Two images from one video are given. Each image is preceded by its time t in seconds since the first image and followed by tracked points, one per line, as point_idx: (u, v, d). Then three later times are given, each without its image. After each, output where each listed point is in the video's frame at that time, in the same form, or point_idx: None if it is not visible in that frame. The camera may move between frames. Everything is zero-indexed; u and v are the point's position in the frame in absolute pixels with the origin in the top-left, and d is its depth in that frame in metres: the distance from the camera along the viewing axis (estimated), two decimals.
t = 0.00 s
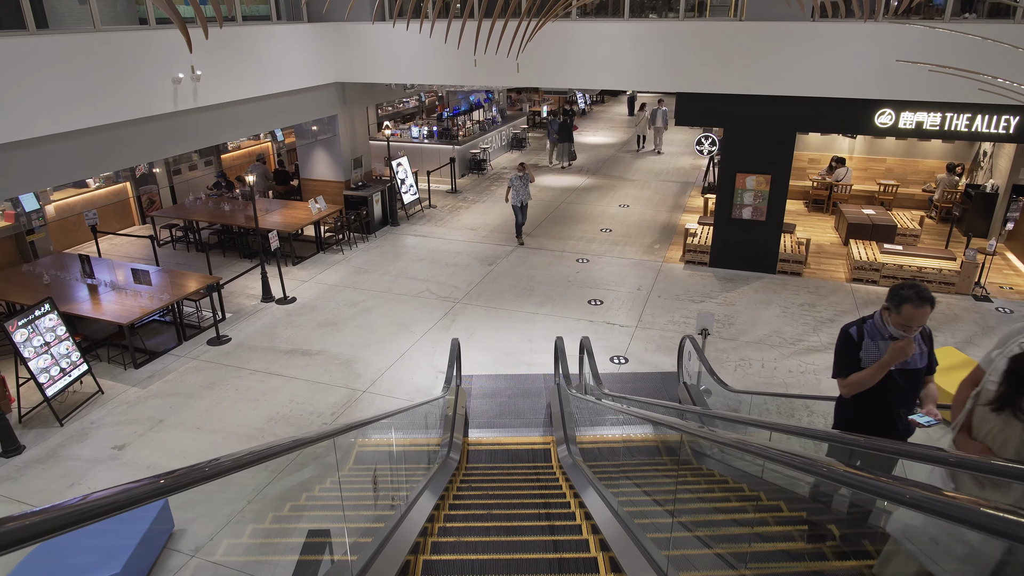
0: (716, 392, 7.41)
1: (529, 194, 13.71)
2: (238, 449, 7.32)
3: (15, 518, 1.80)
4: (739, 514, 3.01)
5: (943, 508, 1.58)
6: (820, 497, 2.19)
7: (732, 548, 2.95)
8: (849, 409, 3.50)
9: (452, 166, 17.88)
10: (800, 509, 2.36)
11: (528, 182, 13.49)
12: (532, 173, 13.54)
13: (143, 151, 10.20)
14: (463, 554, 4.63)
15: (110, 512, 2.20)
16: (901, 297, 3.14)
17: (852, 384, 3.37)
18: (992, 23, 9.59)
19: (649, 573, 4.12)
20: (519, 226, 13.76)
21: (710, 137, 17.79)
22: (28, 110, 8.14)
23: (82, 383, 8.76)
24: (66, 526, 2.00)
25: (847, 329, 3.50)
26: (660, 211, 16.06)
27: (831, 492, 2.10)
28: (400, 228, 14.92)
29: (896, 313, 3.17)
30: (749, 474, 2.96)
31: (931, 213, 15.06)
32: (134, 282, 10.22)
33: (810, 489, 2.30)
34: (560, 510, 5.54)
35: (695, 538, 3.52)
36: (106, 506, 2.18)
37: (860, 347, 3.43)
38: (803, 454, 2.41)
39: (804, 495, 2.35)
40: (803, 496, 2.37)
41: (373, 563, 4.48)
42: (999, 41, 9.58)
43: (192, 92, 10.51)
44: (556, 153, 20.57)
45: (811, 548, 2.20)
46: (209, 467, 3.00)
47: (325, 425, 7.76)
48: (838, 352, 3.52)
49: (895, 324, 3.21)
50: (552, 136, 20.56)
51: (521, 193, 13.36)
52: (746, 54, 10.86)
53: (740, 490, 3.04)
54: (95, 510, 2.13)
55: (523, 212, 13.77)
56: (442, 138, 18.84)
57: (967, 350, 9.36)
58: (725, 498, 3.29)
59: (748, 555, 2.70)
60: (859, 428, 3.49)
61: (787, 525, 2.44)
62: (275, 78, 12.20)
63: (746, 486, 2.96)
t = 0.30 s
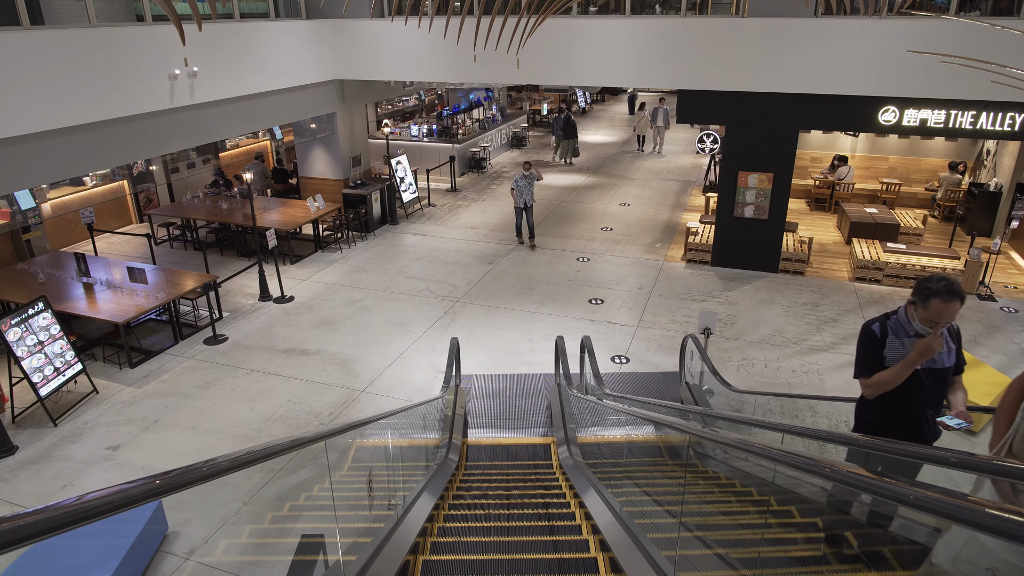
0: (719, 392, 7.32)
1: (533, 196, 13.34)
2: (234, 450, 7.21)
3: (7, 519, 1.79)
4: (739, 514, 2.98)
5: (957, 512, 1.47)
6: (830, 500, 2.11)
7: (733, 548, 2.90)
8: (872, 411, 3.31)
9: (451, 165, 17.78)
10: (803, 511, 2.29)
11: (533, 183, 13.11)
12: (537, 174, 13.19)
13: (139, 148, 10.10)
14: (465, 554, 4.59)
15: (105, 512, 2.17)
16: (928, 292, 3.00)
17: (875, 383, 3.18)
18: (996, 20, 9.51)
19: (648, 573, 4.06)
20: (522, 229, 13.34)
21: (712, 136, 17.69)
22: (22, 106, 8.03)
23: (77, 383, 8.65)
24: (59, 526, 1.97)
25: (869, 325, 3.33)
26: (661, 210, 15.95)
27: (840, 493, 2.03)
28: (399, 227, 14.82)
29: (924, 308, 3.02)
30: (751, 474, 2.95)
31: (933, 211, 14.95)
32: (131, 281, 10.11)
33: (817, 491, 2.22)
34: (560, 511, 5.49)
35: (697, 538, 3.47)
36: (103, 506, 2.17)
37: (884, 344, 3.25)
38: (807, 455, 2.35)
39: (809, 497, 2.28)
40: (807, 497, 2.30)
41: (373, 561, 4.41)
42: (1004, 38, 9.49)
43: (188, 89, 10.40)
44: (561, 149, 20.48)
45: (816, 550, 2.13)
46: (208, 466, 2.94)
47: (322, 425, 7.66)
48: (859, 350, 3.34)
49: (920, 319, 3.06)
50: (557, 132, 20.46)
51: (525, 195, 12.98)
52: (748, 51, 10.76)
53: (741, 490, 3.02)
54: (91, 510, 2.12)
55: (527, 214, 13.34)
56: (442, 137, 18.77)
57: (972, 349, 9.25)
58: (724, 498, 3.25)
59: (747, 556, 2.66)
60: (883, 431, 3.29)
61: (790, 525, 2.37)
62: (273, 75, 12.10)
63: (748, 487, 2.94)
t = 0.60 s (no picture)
0: (721, 392, 7.24)
1: (541, 202, 12.88)
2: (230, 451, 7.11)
3: None
4: (737, 513, 2.98)
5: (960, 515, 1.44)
6: (831, 500, 2.10)
7: (731, 547, 2.90)
8: (895, 415, 3.00)
9: (451, 163, 17.68)
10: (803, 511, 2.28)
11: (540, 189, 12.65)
12: (544, 179, 12.75)
13: (135, 146, 9.99)
14: (466, 554, 4.55)
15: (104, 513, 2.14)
16: (961, 282, 2.68)
17: (902, 384, 2.85)
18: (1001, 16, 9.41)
19: (648, 573, 3.98)
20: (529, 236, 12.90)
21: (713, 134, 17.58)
22: (16, 102, 7.91)
23: (71, 382, 8.55)
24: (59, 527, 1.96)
25: (893, 322, 2.99)
26: (662, 209, 15.83)
27: (841, 493, 2.02)
28: (398, 226, 14.72)
29: (956, 301, 2.72)
30: (749, 474, 2.95)
31: (936, 210, 14.84)
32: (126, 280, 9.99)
33: (817, 491, 2.22)
34: (560, 510, 5.44)
35: (696, 538, 3.47)
36: (97, 508, 2.12)
37: (909, 342, 2.93)
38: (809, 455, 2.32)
39: (809, 497, 2.27)
40: (806, 498, 2.30)
41: (373, 561, 4.35)
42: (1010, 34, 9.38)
43: (185, 86, 10.29)
44: (567, 146, 20.64)
45: (817, 550, 2.13)
46: (204, 467, 2.88)
47: (320, 426, 7.56)
48: (882, 349, 3.02)
49: (953, 313, 2.75)
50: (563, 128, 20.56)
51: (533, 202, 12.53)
52: (751, 47, 10.66)
53: (739, 490, 3.02)
54: (92, 509, 2.10)
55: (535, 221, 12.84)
56: (442, 135, 18.68)
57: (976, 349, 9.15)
58: (722, 498, 3.24)
59: (745, 554, 2.67)
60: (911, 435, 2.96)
61: (791, 525, 2.37)
62: (271, 73, 11.99)
63: (746, 487, 2.94)
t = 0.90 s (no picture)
0: (725, 392, 7.15)
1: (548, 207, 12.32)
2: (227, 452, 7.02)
3: None
4: (739, 514, 2.99)
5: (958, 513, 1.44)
6: (834, 501, 2.11)
7: (733, 549, 2.89)
8: (925, 419, 2.86)
9: (451, 162, 17.59)
10: (806, 512, 2.29)
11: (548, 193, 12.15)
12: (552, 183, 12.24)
13: (132, 144, 9.90)
14: (466, 554, 4.49)
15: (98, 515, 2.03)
16: (999, 273, 2.52)
17: (934, 387, 2.69)
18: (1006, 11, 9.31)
19: (649, 574, 3.92)
20: (535, 243, 12.38)
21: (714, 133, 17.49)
22: (9, 98, 7.81)
23: (66, 382, 8.45)
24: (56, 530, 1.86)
25: (921, 319, 2.82)
26: (663, 208, 15.73)
27: (843, 496, 2.03)
28: (398, 225, 14.62)
29: (994, 293, 2.56)
30: (753, 476, 2.96)
31: (940, 209, 14.73)
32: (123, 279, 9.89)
33: (821, 492, 2.22)
34: (561, 511, 5.36)
35: (698, 538, 3.46)
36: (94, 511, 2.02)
37: (942, 341, 2.76)
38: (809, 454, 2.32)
39: (813, 498, 2.28)
40: (810, 499, 2.30)
41: (372, 561, 4.30)
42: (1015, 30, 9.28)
43: (182, 83, 10.19)
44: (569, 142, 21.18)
45: (818, 551, 2.14)
46: (202, 468, 2.82)
47: (318, 427, 7.46)
48: (911, 347, 2.85)
49: (992, 306, 2.59)
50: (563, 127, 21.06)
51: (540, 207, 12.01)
52: (753, 44, 10.56)
53: (740, 490, 3.04)
54: (89, 511, 2.01)
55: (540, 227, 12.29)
56: (441, 134, 18.60)
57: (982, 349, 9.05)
58: (723, 498, 3.24)
59: (749, 557, 2.68)
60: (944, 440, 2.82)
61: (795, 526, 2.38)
62: (269, 69, 11.89)
63: (750, 488, 2.95)
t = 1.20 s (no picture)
0: (728, 392, 7.05)
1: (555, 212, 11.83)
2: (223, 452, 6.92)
3: None
4: (743, 516, 2.94)
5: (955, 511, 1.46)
6: (835, 501, 2.13)
7: (734, 548, 2.87)
8: (958, 422, 2.77)
9: (451, 161, 17.49)
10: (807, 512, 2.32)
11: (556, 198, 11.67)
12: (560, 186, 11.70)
13: (129, 141, 9.80)
14: (466, 554, 4.42)
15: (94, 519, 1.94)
16: None
17: (972, 387, 2.60)
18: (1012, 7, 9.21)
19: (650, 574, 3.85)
20: (541, 249, 11.91)
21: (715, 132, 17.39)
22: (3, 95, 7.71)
23: (61, 383, 8.36)
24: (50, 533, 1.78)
25: (957, 314, 2.74)
26: (664, 207, 15.64)
27: (844, 496, 2.08)
28: (397, 224, 14.52)
29: None
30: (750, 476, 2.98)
31: (943, 209, 14.63)
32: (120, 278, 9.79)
33: (820, 492, 2.25)
34: (561, 511, 5.28)
35: (699, 539, 3.43)
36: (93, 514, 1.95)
37: (979, 337, 2.67)
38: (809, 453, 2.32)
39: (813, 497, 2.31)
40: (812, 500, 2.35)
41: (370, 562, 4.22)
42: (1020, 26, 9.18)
43: (178, 80, 10.09)
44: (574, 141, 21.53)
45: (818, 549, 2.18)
46: (201, 469, 2.75)
47: (316, 427, 7.37)
48: (944, 344, 2.77)
49: None
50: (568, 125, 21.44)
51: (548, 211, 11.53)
52: (756, 41, 10.47)
53: (740, 490, 3.04)
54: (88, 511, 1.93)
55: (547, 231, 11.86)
56: (442, 132, 18.51)
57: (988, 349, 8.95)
58: (725, 499, 3.20)
59: (748, 555, 2.69)
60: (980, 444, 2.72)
61: (795, 526, 2.43)
62: (268, 66, 11.82)
63: (749, 488, 2.96)
